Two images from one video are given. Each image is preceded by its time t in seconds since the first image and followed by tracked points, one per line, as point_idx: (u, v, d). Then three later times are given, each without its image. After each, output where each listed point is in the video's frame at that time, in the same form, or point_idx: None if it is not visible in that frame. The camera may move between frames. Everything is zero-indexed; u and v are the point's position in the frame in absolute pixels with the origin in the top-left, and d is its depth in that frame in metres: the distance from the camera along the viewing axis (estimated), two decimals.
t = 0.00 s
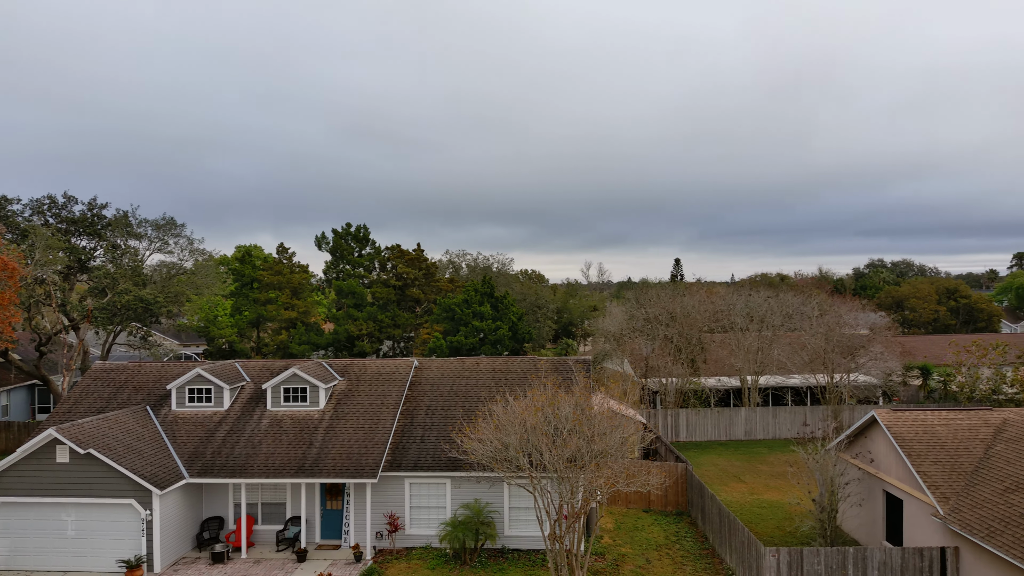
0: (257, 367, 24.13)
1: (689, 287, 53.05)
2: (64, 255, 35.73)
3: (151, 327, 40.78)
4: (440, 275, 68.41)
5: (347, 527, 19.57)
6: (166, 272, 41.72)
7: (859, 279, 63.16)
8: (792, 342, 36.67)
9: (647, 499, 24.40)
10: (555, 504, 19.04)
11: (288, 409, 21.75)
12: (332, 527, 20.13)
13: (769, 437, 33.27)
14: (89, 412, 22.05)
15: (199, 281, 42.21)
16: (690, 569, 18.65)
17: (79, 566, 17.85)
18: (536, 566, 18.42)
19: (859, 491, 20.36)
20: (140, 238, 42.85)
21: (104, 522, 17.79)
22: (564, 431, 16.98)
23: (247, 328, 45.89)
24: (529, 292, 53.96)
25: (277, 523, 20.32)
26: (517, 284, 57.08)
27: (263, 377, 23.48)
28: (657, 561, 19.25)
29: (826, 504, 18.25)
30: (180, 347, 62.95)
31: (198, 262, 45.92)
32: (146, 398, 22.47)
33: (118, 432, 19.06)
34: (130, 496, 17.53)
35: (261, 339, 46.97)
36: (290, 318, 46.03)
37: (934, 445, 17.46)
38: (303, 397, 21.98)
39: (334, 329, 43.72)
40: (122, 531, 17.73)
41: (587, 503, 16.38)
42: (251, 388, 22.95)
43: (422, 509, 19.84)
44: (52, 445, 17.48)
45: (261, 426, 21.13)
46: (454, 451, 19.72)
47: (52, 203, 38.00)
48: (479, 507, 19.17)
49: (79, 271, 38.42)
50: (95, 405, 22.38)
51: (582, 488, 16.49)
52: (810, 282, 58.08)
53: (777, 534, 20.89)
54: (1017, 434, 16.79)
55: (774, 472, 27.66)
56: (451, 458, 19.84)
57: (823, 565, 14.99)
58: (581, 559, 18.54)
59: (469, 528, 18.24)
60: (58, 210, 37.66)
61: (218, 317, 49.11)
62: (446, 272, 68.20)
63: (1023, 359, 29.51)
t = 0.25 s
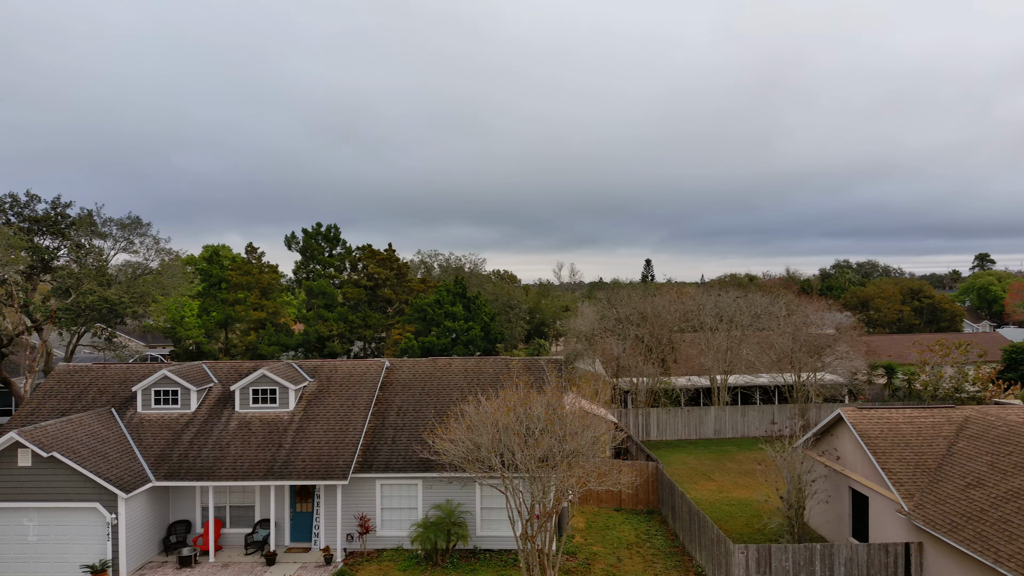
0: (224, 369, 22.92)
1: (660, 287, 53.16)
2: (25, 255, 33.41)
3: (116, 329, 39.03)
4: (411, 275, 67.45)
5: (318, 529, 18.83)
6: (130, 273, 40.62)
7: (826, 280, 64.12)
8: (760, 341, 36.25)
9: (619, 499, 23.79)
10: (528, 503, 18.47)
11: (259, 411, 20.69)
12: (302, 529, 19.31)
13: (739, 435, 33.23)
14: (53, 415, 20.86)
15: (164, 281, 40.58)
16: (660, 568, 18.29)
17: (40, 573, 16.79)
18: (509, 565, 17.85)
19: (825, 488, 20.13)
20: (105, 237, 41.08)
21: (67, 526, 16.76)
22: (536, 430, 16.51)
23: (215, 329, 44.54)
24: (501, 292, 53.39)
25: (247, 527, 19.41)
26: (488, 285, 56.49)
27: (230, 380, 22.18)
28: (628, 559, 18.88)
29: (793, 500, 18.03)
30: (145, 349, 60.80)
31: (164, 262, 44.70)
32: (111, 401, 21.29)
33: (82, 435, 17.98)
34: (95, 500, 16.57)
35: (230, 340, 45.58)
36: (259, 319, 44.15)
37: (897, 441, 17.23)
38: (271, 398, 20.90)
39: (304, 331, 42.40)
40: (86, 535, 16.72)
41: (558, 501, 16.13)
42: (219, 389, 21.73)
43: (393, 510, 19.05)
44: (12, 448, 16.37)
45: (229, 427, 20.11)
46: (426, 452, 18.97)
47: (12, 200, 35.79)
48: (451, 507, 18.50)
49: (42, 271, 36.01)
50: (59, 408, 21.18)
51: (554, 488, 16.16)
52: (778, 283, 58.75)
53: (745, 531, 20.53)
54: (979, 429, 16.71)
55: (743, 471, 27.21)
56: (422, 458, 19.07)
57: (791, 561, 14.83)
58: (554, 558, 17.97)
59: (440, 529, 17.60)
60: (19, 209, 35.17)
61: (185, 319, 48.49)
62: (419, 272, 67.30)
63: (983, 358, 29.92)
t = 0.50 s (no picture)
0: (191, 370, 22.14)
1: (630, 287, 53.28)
2: None
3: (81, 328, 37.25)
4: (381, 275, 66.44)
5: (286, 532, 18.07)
6: (94, 273, 39.49)
7: (792, 280, 65.09)
8: (728, 340, 36.51)
9: (589, 497, 23.50)
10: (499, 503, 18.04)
11: (226, 413, 19.80)
12: (271, 532, 18.51)
13: (707, 434, 33.21)
14: (12, 417, 19.71)
15: (128, 281, 39.15)
16: (630, 566, 18.03)
17: None
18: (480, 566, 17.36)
19: (791, 486, 19.70)
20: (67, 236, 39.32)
21: (28, 531, 15.90)
22: (507, 430, 16.10)
23: (181, 330, 43.11)
24: (473, 292, 52.82)
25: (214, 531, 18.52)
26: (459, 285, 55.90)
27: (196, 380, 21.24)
28: (598, 557, 18.61)
29: (760, 498, 17.91)
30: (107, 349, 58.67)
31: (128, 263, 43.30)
32: (74, 403, 20.14)
33: (43, 437, 16.97)
34: (58, 504, 15.71)
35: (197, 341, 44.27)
36: (225, 319, 42.64)
37: (863, 439, 16.98)
38: (238, 400, 20.08)
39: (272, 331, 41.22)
40: (48, 539, 15.87)
41: (530, 501, 15.72)
42: (185, 391, 20.71)
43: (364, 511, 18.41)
44: None
45: (195, 429, 19.17)
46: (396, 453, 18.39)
47: None
48: (421, 508, 17.91)
49: None
50: (19, 410, 20.01)
51: (525, 487, 15.74)
52: (746, 283, 59.42)
53: (714, 529, 20.38)
54: (941, 427, 16.62)
55: (711, 468, 27.25)
56: (393, 460, 18.45)
57: (758, 559, 14.56)
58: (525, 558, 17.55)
59: (411, 530, 17.07)
60: None
61: (150, 319, 46.88)
62: (390, 272, 66.32)
63: (944, 357, 30.42)
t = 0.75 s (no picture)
0: (153, 371, 20.61)
1: (597, 287, 53.40)
2: None
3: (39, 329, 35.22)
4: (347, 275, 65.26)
5: (250, 535, 17.30)
6: (52, 273, 37.48)
7: (756, 281, 66.06)
8: (694, 339, 36.72)
9: (557, 496, 23.22)
10: (467, 503, 17.57)
11: (190, 416, 18.82)
12: (236, 536, 17.73)
13: (673, 433, 33.21)
14: None
15: (89, 281, 37.35)
16: (598, 564, 17.80)
17: None
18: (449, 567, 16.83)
19: (756, 483, 19.49)
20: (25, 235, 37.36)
21: None
22: (475, 430, 15.67)
23: (142, 331, 41.37)
24: (441, 293, 52.20)
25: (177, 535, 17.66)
26: (427, 285, 55.16)
27: (160, 383, 20.05)
28: (566, 556, 18.33)
29: (724, 495, 17.87)
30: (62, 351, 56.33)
31: (88, 263, 41.21)
32: (30, 406, 18.96)
33: None
34: (13, 509, 14.82)
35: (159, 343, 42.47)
36: (189, 320, 41.00)
37: (826, 436, 16.84)
38: (201, 403, 19.12)
39: (237, 332, 40.09)
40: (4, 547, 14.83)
41: (498, 502, 15.37)
42: (147, 393, 19.62)
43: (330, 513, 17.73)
44: None
45: (158, 431, 18.22)
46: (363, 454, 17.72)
47: None
48: (389, 509, 17.28)
49: None
50: None
51: (493, 488, 15.39)
52: (712, 284, 60.14)
53: (679, 526, 20.28)
54: (901, 425, 16.59)
55: (677, 466, 27.27)
56: (360, 461, 17.81)
57: (723, 555, 14.30)
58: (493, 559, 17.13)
59: (378, 532, 16.49)
60: None
61: (112, 320, 44.84)
62: (357, 272, 65.11)
63: (903, 356, 31.02)
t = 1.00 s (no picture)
0: (117, 374, 19.62)
1: (568, 288, 53.39)
2: None
3: None
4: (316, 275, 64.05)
5: (217, 539, 16.55)
6: (11, 273, 35.61)
7: (725, 281, 66.83)
8: (663, 339, 36.88)
9: (528, 497, 22.96)
10: (438, 505, 17.01)
11: (155, 418, 17.96)
12: (202, 540, 16.96)
13: (643, 432, 33.19)
14: None
15: (52, 281, 35.82)
16: (568, 564, 17.61)
17: None
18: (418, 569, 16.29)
19: (725, 481, 19.30)
20: None
21: None
22: (446, 431, 15.28)
23: (106, 332, 39.97)
24: (412, 293, 51.53)
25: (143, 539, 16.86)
26: (398, 286, 54.41)
27: (125, 385, 19.11)
28: (537, 557, 18.07)
29: (693, 494, 17.71)
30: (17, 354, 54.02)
31: (50, 263, 39.31)
32: None
33: None
34: None
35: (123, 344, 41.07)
36: (154, 320, 39.10)
37: (792, 434, 16.67)
38: (166, 404, 18.19)
39: (203, 333, 38.46)
40: None
41: (469, 503, 15.04)
42: (112, 395, 18.71)
43: (300, 516, 17.06)
44: None
45: (123, 434, 17.39)
46: (333, 456, 16.99)
47: None
48: (359, 512, 16.63)
49: None
50: None
51: (464, 489, 15.01)
52: (682, 284, 60.72)
53: (648, 525, 20.14)
54: (866, 422, 16.44)
55: (647, 465, 27.22)
56: (330, 463, 17.08)
57: (692, 553, 14.14)
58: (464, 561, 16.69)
59: (348, 534, 15.84)
60: None
61: (74, 321, 43.13)
62: (326, 272, 63.86)
63: (867, 355, 31.61)
